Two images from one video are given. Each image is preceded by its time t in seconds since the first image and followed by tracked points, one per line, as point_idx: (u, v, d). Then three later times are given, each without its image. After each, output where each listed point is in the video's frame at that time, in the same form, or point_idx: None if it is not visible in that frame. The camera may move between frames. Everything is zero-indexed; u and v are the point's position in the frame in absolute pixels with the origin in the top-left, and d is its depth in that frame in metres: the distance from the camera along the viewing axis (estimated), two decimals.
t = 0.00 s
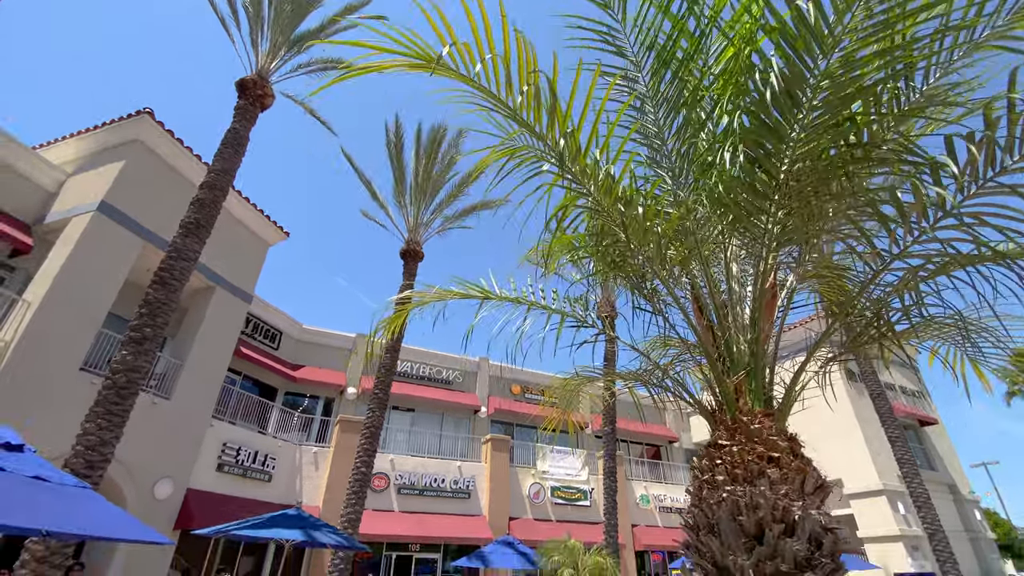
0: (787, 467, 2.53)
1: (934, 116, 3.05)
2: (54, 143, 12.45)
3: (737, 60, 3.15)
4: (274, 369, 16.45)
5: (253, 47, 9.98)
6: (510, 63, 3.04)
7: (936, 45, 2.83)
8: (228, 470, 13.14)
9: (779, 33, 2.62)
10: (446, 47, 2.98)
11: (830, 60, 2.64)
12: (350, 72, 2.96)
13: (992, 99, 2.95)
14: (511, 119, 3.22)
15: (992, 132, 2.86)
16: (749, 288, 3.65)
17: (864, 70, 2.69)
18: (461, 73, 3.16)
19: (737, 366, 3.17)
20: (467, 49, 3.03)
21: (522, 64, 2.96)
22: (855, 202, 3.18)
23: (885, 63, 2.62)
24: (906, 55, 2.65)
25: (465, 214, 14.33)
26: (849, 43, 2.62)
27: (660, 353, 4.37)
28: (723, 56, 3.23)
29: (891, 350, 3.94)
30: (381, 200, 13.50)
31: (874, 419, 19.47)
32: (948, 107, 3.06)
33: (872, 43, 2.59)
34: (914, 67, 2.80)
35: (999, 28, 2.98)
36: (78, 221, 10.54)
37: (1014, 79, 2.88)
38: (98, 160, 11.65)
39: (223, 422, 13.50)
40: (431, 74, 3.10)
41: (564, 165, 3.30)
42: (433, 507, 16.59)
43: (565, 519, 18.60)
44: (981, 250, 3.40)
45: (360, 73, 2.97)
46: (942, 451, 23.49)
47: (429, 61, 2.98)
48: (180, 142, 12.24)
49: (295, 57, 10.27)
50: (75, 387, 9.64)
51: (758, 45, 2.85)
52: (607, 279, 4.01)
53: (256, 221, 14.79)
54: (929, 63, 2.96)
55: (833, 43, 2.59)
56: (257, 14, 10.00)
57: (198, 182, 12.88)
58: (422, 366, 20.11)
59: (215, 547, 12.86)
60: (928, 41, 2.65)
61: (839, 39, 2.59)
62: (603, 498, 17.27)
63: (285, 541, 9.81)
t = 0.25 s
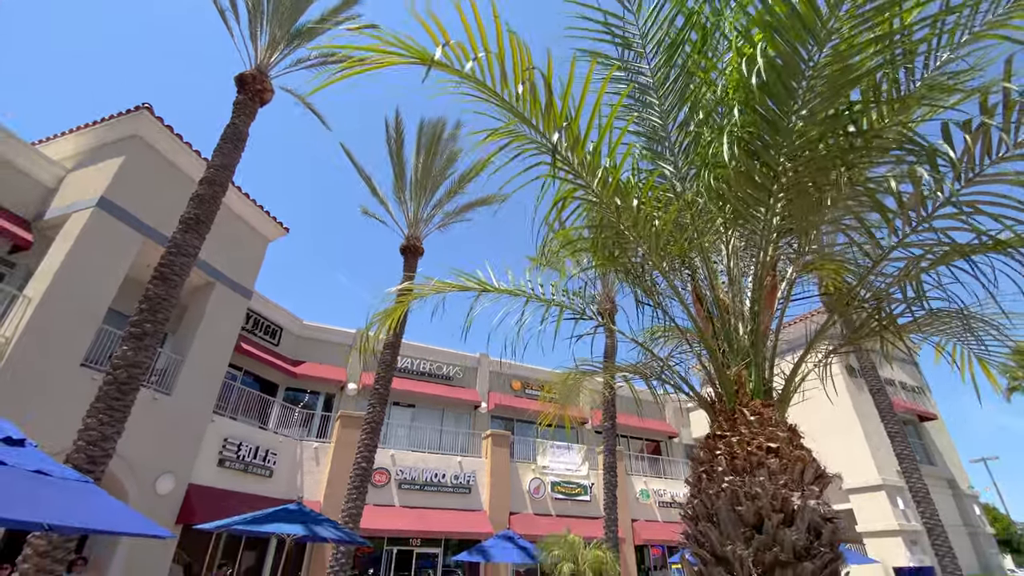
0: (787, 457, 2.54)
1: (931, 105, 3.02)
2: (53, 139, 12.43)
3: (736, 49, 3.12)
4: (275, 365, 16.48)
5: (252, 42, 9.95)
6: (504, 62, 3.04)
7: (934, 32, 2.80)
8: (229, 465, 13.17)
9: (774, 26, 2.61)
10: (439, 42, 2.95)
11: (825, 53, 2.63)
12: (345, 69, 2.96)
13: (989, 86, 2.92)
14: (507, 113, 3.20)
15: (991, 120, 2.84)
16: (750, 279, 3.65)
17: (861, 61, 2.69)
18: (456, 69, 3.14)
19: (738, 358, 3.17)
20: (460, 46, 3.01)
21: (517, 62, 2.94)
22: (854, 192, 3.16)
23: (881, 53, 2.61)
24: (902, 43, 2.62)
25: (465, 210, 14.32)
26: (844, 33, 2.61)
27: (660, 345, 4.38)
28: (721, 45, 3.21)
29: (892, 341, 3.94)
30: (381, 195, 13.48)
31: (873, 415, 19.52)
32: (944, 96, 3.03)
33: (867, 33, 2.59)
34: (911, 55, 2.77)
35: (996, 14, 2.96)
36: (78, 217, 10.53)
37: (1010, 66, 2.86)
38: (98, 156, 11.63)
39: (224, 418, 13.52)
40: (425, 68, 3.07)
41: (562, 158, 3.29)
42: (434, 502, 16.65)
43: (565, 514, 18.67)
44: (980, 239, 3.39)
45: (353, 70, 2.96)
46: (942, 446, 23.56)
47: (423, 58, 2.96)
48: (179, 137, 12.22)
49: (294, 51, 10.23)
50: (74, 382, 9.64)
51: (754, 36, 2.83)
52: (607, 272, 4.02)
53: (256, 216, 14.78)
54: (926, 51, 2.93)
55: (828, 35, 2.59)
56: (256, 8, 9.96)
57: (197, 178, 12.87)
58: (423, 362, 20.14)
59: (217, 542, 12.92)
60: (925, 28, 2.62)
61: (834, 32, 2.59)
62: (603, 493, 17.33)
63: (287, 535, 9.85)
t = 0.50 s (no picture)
0: (787, 447, 2.54)
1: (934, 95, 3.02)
2: (53, 135, 12.42)
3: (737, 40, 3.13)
4: (276, 360, 16.51)
5: (251, 36, 9.91)
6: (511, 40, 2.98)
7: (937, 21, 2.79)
8: (231, 460, 13.21)
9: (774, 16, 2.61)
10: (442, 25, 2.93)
11: (824, 43, 2.66)
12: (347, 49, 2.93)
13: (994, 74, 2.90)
14: (509, 100, 3.19)
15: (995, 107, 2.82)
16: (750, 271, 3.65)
17: (861, 51, 2.70)
18: (460, 51, 3.10)
19: (738, 348, 3.18)
20: (468, 22, 2.95)
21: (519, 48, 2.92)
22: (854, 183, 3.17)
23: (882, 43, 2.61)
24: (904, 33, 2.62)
25: (466, 205, 14.30)
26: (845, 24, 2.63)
27: (662, 337, 4.38)
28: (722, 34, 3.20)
29: (892, 332, 3.94)
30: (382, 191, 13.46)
31: (874, 410, 19.55)
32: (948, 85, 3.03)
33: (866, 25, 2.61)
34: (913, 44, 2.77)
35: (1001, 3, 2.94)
36: (79, 212, 10.53)
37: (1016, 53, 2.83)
38: (98, 151, 11.61)
39: (226, 413, 13.56)
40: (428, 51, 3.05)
41: (563, 147, 3.27)
42: (435, 496, 16.71)
43: (565, 508, 18.74)
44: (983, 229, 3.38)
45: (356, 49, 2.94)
46: (942, 442, 23.58)
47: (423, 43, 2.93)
48: (179, 133, 12.20)
49: (294, 46, 10.20)
50: (76, 377, 9.66)
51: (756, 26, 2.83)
52: (607, 264, 4.01)
53: (256, 212, 14.77)
54: (928, 40, 2.93)
55: (829, 24, 2.60)
56: (256, 3, 9.92)
57: (197, 173, 12.85)
58: (424, 358, 20.16)
59: (219, 536, 12.99)
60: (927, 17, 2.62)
61: (835, 21, 2.60)
62: (603, 488, 17.38)
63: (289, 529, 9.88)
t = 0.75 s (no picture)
0: (785, 437, 2.55)
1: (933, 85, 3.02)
2: (51, 129, 12.37)
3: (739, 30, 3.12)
4: (276, 356, 16.53)
5: (249, 31, 9.86)
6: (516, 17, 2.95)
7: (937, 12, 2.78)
8: (231, 455, 13.24)
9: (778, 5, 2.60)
10: (445, 7, 2.92)
11: (829, 31, 2.66)
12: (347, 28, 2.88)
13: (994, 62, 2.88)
14: (512, 87, 3.18)
15: (995, 96, 2.81)
16: (749, 262, 3.66)
17: (862, 41, 2.70)
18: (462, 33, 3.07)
19: (736, 338, 3.19)
20: None
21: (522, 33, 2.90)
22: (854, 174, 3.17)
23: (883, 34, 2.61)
24: (902, 24, 2.62)
25: (465, 200, 14.28)
26: (847, 14, 2.64)
27: (662, 330, 4.39)
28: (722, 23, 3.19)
29: (888, 323, 3.95)
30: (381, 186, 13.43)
31: (872, 404, 19.61)
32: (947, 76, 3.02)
33: (867, 13, 2.62)
34: (914, 33, 2.75)
35: None
36: (77, 207, 10.50)
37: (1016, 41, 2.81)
38: (95, 146, 11.56)
39: (226, 408, 13.58)
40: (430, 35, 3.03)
41: (565, 135, 3.25)
42: (435, 491, 16.78)
43: (565, 502, 18.83)
44: (982, 220, 3.37)
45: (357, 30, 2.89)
46: (940, 436, 23.68)
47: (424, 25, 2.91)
48: (177, 127, 12.16)
49: (293, 40, 10.14)
50: (74, 371, 9.66)
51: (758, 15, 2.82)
52: (606, 256, 4.01)
53: (255, 207, 14.74)
54: (928, 31, 2.92)
55: (833, 12, 2.60)
56: None
57: (195, 168, 12.80)
58: (424, 353, 20.17)
59: (220, 530, 13.04)
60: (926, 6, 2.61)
61: (838, 10, 2.59)
62: (602, 483, 17.47)
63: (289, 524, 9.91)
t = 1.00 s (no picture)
0: (782, 427, 2.56)
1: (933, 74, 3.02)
2: (51, 124, 12.35)
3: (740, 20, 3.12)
4: (277, 351, 16.57)
5: (249, 25, 9.82)
6: (507, 14, 2.93)
7: None
8: (233, 449, 13.30)
9: None
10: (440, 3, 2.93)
11: (828, 21, 2.66)
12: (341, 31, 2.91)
13: (994, 51, 2.87)
14: (510, 82, 3.19)
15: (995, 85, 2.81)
16: (749, 254, 3.66)
17: (861, 30, 2.70)
18: (456, 30, 3.08)
19: (735, 330, 3.20)
20: None
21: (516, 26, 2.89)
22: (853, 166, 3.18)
23: (882, 23, 2.62)
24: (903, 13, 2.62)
25: (466, 196, 14.27)
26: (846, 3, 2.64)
27: (663, 324, 4.39)
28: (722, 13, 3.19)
29: (887, 315, 3.95)
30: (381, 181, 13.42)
31: (872, 400, 19.66)
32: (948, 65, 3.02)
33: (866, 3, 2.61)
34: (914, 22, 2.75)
35: None
36: (77, 202, 10.51)
37: (1017, 30, 2.80)
38: (95, 141, 11.55)
39: (227, 403, 13.62)
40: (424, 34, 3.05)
41: (564, 128, 3.26)
42: (436, 485, 16.85)
43: (565, 497, 18.91)
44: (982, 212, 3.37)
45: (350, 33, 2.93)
46: (940, 431, 23.72)
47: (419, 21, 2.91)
48: (177, 122, 12.15)
49: (292, 34, 10.11)
50: (76, 365, 9.69)
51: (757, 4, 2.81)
52: (606, 249, 4.01)
53: (256, 202, 14.73)
54: (930, 20, 2.91)
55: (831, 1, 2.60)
56: None
57: (195, 163, 12.79)
58: (424, 349, 20.20)
59: (222, 523, 13.12)
60: None
61: None
62: (602, 478, 17.52)
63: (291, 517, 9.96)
